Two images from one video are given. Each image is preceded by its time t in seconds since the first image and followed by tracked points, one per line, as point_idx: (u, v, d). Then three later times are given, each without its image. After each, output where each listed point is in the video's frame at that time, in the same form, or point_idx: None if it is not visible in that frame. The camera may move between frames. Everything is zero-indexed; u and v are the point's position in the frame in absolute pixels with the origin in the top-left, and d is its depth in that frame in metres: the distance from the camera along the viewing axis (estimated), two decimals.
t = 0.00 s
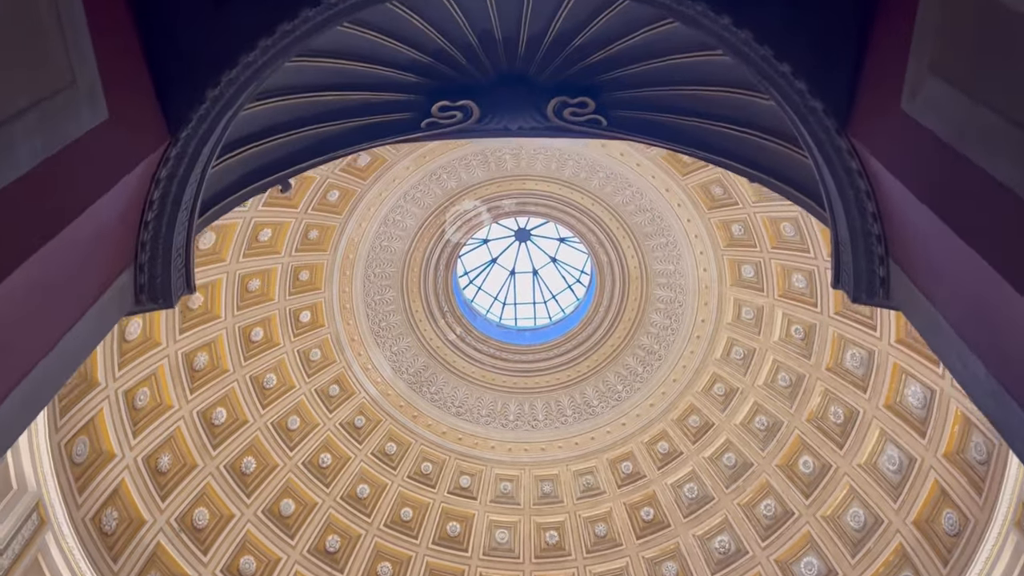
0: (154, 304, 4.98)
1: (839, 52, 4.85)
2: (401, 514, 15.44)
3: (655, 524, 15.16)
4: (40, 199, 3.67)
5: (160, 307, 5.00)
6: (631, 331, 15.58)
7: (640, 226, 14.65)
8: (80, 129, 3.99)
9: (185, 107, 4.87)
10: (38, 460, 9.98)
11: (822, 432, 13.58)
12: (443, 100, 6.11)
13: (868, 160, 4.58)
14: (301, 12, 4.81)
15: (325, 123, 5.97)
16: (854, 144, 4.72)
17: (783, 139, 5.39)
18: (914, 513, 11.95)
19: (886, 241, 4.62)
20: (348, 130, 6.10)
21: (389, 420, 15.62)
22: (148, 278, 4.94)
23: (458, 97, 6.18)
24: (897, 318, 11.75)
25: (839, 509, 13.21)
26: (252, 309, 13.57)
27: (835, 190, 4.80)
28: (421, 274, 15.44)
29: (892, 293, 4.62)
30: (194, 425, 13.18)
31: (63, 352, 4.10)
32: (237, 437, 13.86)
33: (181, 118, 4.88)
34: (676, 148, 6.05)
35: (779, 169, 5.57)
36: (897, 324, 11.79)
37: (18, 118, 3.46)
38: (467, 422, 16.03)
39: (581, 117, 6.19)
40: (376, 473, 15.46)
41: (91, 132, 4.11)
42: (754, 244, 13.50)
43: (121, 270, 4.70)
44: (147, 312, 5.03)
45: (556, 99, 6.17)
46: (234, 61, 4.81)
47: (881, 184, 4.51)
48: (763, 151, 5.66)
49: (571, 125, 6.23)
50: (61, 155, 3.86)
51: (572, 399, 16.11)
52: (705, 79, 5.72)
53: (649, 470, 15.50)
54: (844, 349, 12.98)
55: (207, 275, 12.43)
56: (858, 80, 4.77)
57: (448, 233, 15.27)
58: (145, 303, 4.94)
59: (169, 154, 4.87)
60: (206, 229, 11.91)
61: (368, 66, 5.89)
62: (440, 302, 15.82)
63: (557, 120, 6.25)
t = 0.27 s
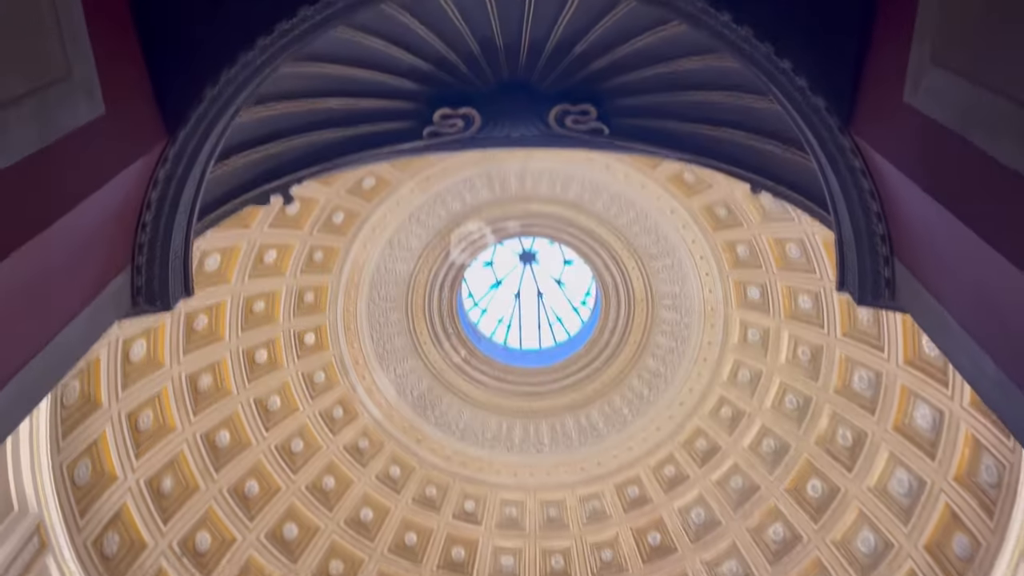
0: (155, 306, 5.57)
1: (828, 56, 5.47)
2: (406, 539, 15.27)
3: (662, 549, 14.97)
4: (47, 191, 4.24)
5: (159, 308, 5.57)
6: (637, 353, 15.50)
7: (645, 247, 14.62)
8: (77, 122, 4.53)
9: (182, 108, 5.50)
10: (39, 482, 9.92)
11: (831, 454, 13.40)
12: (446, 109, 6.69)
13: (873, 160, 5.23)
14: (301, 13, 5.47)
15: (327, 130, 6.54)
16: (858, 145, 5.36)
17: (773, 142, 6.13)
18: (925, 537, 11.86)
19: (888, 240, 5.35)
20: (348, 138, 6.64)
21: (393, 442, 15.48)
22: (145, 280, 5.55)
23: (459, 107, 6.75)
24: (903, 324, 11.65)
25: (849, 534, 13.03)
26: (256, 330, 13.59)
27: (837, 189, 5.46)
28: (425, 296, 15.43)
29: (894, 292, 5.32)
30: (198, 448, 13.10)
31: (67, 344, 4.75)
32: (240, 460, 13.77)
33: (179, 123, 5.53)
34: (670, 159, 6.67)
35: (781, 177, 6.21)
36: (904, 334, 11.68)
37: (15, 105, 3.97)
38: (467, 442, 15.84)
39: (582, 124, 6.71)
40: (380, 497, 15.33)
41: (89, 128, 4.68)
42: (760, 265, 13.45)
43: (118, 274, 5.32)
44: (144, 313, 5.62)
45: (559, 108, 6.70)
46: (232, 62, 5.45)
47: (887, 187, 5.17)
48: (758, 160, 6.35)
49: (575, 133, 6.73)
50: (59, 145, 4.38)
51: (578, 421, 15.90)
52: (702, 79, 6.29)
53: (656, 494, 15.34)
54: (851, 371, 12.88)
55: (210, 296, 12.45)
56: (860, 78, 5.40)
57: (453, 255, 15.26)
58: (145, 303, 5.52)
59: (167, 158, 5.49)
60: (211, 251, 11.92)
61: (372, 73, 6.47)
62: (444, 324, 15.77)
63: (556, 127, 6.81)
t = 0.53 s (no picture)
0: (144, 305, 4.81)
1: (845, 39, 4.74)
2: (406, 555, 15.20)
3: (666, 566, 14.84)
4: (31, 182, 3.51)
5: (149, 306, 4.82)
6: (639, 367, 15.43)
7: (647, 261, 14.60)
8: (63, 108, 3.80)
9: (179, 96, 4.69)
10: (38, 496, 9.85)
11: (834, 470, 13.33)
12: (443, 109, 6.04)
13: (874, 147, 4.44)
14: None
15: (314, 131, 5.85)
16: (858, 133, 4.57)
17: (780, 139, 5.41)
18: (930, 553, 11.69)
19: (893, 234, 4.53)
20: (344, 139, 5.98)
21: (394, 458, 15.44)
22: (139, 276, 4.77)
23: (458, 107, 6.14)
24: (907, 335, 11.52)
25: (853, 550, 12.91)
26: (258, 344, 13.58)
27: (838, 183, 4.65)
28: (427, 310, 15.42)
29: (900, 289, 4.51)
30: (198, 462, 13.05)
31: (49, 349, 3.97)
32: (240, 474, 13.71)
33: (173, 108, 4.69)
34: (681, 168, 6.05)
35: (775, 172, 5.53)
36: (909, 345, 11.56)
37: (1, 89, 3.29)
38: (472, 460, 15.83)
39: (583, 126, 6.09)
40: (380, 513, 15.24)
41: (78, 112, 3.95)
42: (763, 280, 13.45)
43: (109, 267, 4.54)
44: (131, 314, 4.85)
45: (559, 107, 6.07)
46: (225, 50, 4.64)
47: (888, 171, 4.37)
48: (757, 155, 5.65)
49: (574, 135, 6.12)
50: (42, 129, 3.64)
51: (580, 438, 15.87)
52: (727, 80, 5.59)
53: (659, 511, 15.22)
54: (855, 385, 12.82)
55: (211, 309, 12.47)
56: (862, 65, 4.64)
57: (454, 269, 15.26)
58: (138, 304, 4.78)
59: (161, 146, 4.69)
60: (213, 264, 11.93)
61: (370, 74, 5.85)
62: (446, 339, 15.73)
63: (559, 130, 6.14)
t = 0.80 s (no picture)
0: (141, 288, 4.74)
1: (849, 15, 4.69)
2: (408, 555, 15.16)
3: (668, 567, 14.79)
4: (30, 152, 3.40)
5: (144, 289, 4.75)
6: (642, 367, 15.39)
7: (650, 261, 14.57)
8: (58, 77, 3.69)
9: (177, 75, 4.66)
10: (39, 495, 9.83)
11: (837, 471, 13.28)
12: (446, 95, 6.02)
13: (881, 123, 4.37)
14: None
15: (315, 116, 5.80)
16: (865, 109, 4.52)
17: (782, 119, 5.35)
18: (933, 554, 11.63)
19: (901, 214, 4.46)
20: (347, 124, 5.91)
21: (396, 458, 15.40)
22: (136, 257, 4.71)
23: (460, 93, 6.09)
24: (911, 335, 11.48)
25: (857, 551, 12.86)
26: (261, 343, 13.58)
27: (847, 166, 4.59)
28: (428, 310, 15.40)
29: (907, 269, 4.45)
30: (199, 462, 13.02)
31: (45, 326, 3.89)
32: (241, 474, 13.68)
33: (172, 86, 4.66)
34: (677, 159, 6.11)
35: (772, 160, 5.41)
36: (912, 345, 11.53)
37: None
38: (474, 461, 15.80)
39: (584, 113, 6.06)
40: (382, 514, 15.20)
41: (75, 83, 3.87)
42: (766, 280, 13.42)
43: (108, 246, 4.48)
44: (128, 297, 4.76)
45: (561, 93, 6.05)
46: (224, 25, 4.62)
47: (895, 149, 4.31)
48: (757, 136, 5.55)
49: (575, 122, 6.09)
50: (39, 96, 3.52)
51: (582, 439, 15.83)
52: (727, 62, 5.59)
53: (662, 512, 15.16)
54: (858, 386, 12.78)
55: (214, 308, 12.46)
56: (868, 42, 4.58)
57: (457, 269, 15.24)
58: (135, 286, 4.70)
59: (159, 124, 4.65)
60: (214, 264, 11.91)
61: (369, 57, 5.82)
62: (448, 339, 15.70)
63: (560, 116, 6.12)
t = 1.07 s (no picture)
0: (145, 269, 4.71)
1: None
2: (409, 558, 15.11)
3: (671, 570, 14.73)
4: (28, 124, 3.34)
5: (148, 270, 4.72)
6: (644, 369, 15.36)
7: (652, 263, 14.55)
8: (59, 48, 3.65)
9: (182, 52, 4.59)
10: (39, 495, 9.80)
11: (841, 473, 13.23)
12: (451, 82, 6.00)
13: (890, 97, 4.29)
14: None
15: (310, 106, 5.78)
16: (875, 86, 4.42)
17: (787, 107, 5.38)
18: (938, 556, 11.59)
19: (911, 194, 4.41)
20: (334, 116, 5.89)
21: (397, 460, 15.36)
22: (140, 238, 4.68)
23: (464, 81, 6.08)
24: (914, 335, 11.45)
25: (860, 554, 12.81)
26: (262, 344, 13.57)
27: (858, 147, 4.51)
28: (430, 312, 15.38)
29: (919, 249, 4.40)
30: (199, 463, 12.98)
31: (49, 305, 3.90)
32: (242, 476, 13.65)
33: (176, 63, 4.59)
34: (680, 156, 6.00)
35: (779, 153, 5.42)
36: (915, 346, 11.49)
37: None
38: (476, 463, 15.75)
39: (589, 101, 6.03)
40: (383, 516, 15.15)
41: (77, 57, 3.81)
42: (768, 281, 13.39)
43: (108, 225, 4.45)
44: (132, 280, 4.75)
45: (566, 81, 6.03)
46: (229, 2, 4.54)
47: (906, 125, 4.25)
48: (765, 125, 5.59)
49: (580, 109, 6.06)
50: (37, 68, 3.48)
51: (584, 441, 15.78)
52: (735, 42, 5.55)
53: (664, 514, 15.10)
54: (861, 387, 12.74)
55: (215, 308, 12.46)
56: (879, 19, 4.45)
57: (458, 270, 15.22)
58: (139, 268, 4.68)
59: (163, 103, 4.58)
60: (215, 264, 11.90)
61: (368, 43, 5.76)
62: (450, 341, 15.68)
63: (565, 104, 6.08)
